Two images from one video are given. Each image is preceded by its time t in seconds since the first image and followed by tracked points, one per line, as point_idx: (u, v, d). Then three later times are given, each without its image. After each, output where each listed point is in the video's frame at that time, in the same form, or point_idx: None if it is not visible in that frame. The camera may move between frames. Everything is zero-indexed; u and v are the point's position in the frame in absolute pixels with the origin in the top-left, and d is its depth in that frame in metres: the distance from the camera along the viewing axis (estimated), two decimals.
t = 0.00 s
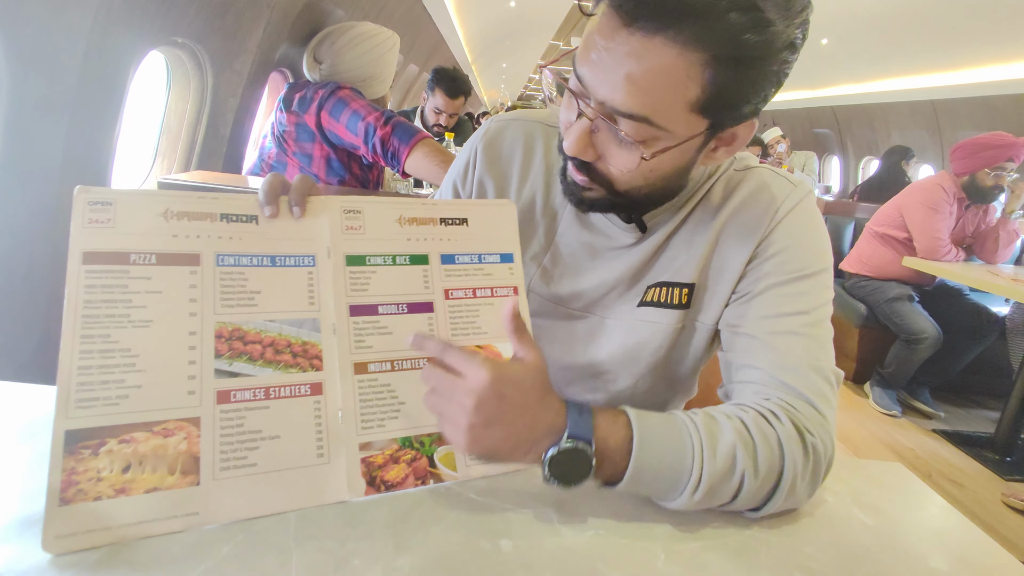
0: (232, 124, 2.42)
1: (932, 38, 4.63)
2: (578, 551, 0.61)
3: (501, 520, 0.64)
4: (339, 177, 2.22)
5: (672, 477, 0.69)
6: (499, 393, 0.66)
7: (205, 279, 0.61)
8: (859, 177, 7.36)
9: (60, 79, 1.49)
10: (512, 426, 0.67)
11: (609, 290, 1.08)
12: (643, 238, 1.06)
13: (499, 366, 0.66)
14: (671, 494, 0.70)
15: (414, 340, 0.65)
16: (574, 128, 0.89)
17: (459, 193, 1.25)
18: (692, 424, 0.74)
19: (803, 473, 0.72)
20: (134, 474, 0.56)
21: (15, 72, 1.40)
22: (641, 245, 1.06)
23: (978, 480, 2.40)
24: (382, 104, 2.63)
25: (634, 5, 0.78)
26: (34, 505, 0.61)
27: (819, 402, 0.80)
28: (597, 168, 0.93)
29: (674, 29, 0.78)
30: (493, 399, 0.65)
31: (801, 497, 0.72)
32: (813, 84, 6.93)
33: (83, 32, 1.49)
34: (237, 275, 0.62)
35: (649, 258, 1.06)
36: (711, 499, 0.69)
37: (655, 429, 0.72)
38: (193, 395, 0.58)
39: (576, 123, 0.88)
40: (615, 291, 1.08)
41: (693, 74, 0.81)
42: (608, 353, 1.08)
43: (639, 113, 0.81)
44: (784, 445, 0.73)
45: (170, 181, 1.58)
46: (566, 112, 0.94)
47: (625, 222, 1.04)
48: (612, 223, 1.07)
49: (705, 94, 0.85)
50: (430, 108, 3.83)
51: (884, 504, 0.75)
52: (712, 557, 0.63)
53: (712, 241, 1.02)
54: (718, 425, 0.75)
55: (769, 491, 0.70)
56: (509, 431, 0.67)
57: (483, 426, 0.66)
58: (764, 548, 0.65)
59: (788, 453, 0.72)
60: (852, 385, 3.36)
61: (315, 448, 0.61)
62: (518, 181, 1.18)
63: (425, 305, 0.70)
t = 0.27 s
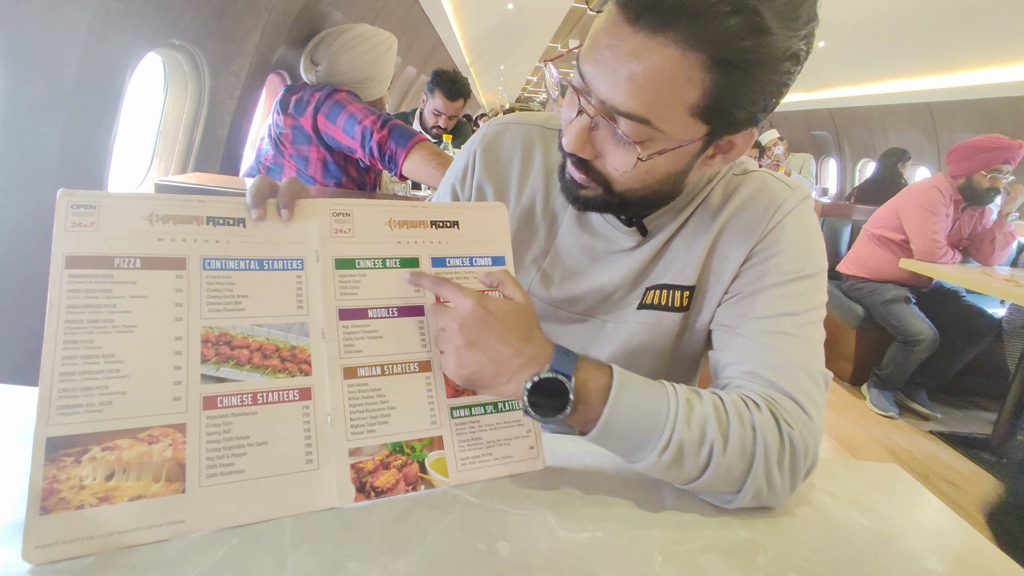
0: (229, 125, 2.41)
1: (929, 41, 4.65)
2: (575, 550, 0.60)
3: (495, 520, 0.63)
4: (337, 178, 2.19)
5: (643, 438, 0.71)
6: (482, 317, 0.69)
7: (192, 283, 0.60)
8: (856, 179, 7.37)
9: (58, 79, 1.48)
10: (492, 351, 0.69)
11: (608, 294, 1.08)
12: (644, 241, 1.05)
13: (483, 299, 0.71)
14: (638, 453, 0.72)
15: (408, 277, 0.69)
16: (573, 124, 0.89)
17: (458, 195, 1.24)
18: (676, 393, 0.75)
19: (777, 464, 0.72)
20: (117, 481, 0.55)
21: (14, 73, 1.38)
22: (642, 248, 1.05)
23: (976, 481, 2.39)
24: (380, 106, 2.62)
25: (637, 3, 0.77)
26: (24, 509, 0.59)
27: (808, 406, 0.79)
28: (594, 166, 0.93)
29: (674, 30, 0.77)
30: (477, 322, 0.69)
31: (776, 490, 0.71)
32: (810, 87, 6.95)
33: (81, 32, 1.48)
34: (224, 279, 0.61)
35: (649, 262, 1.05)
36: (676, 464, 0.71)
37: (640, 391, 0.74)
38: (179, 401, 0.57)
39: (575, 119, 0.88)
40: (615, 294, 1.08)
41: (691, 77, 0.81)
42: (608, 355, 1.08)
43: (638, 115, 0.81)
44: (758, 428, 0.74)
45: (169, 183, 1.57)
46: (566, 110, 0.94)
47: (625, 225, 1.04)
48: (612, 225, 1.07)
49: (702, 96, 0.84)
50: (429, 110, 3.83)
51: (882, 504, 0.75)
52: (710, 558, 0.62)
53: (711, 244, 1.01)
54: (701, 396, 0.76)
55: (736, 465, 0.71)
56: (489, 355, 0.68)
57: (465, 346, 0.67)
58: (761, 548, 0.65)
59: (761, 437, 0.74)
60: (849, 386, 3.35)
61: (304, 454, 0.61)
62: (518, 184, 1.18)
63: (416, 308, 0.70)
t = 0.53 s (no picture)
0: (227, 127, 2.41)
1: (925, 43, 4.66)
2: (573, 551, 0.60)
3: (493, 521, 0.64)
4: (334, 182, 2.19)
5: (633, 439, 0.71)
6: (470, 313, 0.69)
7: (193, 284, 0.60)
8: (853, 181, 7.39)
9: (54, 81, 1.48)
10: (478, 346, 0.69)
11: (607, 295, 1.09)
12: (645, 241, 1.06)
13: (472, 296, 0.71)
14: (629, 454, 0.72)
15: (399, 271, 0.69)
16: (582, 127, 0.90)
17: (460, 195, 1.25)
18: (667, 394, 0.75)
19: (768, 464, 0.72)
20: (116, 481, 0.55)
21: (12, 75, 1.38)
22: (642, 249, 1.05)
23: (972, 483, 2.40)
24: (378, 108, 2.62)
25: (650, 10, 0.78)
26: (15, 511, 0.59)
27: (795, 404, 0.79)
28: (603, 169, 0.94)
29: (686, 38, 0.78)
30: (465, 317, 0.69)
31: (767, 490, 0.71)
32: (807, 89, 6.97)
33: (77, 35, 1.48)
34: (226, 280, 0.62)
35: (648, 263, 1.06)
36: (666, 463, 0.71)
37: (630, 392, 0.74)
38: (179, 402, 0.57)
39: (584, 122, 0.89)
40: (614, 294, 1.08)
41: (701, 84, 0.82)
42: (607, 356, 1.08)
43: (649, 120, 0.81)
44: (748, 429, 0.74)
45: (165, 184, 1.56)
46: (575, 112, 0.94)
47: (626, 225, 1.04)
48: (613, 225, 1.08)
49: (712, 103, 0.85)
50: (427, 112, 3.83)
51: (878, 505, 0.76)
52: (707, 559, 0.62)
53: (711, 246, 1.02)
54: (691, 397, 0.77)
55: (727, 467, 0.71)
56: (475, 350, 0.68)
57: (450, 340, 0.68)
58: (759, 549, 0.65)
59: (751, 438, 0.74)
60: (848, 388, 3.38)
61: (302, 456, 0.61)
62: (519, 184, 1.18)
63: (416, 310, 0.70)
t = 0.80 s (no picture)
0: (225, 127, 2.40)
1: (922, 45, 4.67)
2: (571, 551, 0.60)
3: (491, 522, 0.64)
4: (332, 182, 2.19)
5: (638, 443, 0.70)
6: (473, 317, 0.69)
7: (191, 283, 0.60)
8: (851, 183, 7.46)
9: (50, 81, 1.47)
10: (479, 348, 0.68)
11: (608, 296, 1.09)
12: (647, 242, 1.06)
13: (479, 298, 0.71)
14: (633, 458, 0.71)
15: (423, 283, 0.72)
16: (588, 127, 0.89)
17: (460, 195, 1.25)
18: (671, 397, 0.74)
19: (771, 465, 0.72)
20: (113, 481, 0.55)
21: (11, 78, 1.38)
22: (643, 250, 1.06)
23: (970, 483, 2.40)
24: (376, 108, 2.62)
25: (657, 11, 0.77)
26: (10, 511, 0.59)
27: (794, 402, 0.79)
28: (608, 170, 0.94)
29: (693, 39, 0.78)
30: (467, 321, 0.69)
31: (770, 491, 0.71)
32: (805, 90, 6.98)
33: (74, 35, 1.48)
34: (224, 279, 0.61)
35: (649, 264, 1.06)
36: (672, 467, 0.70)
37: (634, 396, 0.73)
38: (176, 401, 0.57)
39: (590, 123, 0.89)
40: (614, 295, 1.08)
41: (708, 85, 0.82)
42: (607, 357, 1.08)
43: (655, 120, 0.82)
44: (753, 431, 0.73)
45: (162, 184, 1.55)
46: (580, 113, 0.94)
47: (628, 226, 1.05)
48: (614, 225, 1.08)
49: (718, 103, 0.85)
50: (425, 113, 3.84)
51: (876, 506, 0.76)
52: (705, 560, 0.62)
53: (712, 247, 1.02)
54: (696, 400, 0.75)
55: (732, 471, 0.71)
56: (477, 353, 0.68)
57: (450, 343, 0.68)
58: (757, 550, 0.65)
59: (756, 441, 0.73)
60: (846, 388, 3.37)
61: (300, 456, 0.60)
62: (520, 186, 1.18)
63: (415, 311, 0.70)
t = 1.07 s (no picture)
0: (224, 128, 2.40)
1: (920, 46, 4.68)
2: (569, 553, 0.61)
3: (490, 523, 0.64)
4: (330, 184, 2.20)
5: (641, 453, 0.70)
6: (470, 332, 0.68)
7: (191, 285, 0.60)
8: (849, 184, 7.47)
9: (48, 82, 1.47)
10: (476, 364, 0.67)
11: (608, 297, 1.09)
12: (646, 244, 1.06)
13: (476, 311, 0.69)
14: (636, 469, 0.70)
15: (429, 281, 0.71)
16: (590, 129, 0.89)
17: (460, 196, 1.25)
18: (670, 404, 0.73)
19: (772, 467, 0.72)
20: (113, 482, 0.55)
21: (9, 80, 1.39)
22: (643, 252, 1.06)
23: (967, 483, 2.40)
24: (375, 109, 2.62)
25: (659, 12, 0.78)
26: (10, 513, 0.59)
27: (792, 402, 0.79)
28: (609, 172, 0.94)
29: (696, 39, 0.78)
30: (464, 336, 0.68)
31: (772, 493, 0.71)
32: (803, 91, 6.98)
33: (72, 36, 1.48)
34: (224, 281, 0.61)
35: (648, 266, 1.06)
36: (674, 477, 0.70)
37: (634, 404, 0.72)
38: (176, 403, 0.57)
39: (592, 124, 0.89)
40: (614, 297, 1.09)
41: (711, 85, 0.82)
42: (607, 359, 1.08)
43: (659, 121, 0.82)
44: (754, 436, 0.73)
45: (160, 185, 1.55)
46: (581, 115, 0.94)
47: (628, 227, 1.05)
48: (613, 227, 1.08)
49: (721, 102, 0.85)
50: (423, 114, 3.84)
51: (874, 506, 0.76)
52: (705, 561, 0.62)
53: (711, 249, 1.02)
54: (696, 407, 0.75)
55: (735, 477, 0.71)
56: (473, 369, 0.67)
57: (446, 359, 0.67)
58: (755, 551, 0.65)
59: (757, 444, 0.73)
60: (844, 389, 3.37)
61: (300, 458, 0.61)
62: (520, 187, 1.19)
63: (415, 312, 0.70)
